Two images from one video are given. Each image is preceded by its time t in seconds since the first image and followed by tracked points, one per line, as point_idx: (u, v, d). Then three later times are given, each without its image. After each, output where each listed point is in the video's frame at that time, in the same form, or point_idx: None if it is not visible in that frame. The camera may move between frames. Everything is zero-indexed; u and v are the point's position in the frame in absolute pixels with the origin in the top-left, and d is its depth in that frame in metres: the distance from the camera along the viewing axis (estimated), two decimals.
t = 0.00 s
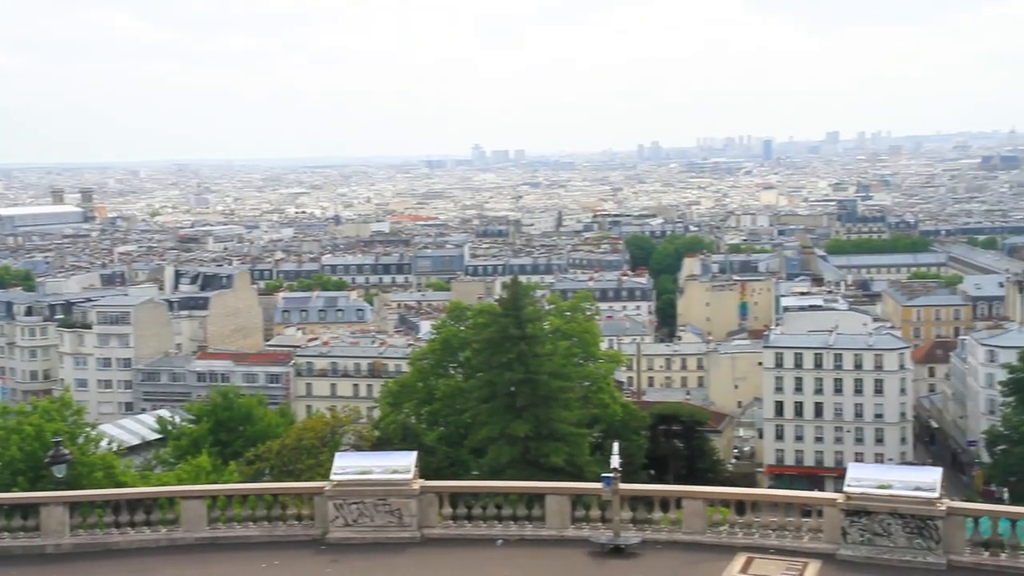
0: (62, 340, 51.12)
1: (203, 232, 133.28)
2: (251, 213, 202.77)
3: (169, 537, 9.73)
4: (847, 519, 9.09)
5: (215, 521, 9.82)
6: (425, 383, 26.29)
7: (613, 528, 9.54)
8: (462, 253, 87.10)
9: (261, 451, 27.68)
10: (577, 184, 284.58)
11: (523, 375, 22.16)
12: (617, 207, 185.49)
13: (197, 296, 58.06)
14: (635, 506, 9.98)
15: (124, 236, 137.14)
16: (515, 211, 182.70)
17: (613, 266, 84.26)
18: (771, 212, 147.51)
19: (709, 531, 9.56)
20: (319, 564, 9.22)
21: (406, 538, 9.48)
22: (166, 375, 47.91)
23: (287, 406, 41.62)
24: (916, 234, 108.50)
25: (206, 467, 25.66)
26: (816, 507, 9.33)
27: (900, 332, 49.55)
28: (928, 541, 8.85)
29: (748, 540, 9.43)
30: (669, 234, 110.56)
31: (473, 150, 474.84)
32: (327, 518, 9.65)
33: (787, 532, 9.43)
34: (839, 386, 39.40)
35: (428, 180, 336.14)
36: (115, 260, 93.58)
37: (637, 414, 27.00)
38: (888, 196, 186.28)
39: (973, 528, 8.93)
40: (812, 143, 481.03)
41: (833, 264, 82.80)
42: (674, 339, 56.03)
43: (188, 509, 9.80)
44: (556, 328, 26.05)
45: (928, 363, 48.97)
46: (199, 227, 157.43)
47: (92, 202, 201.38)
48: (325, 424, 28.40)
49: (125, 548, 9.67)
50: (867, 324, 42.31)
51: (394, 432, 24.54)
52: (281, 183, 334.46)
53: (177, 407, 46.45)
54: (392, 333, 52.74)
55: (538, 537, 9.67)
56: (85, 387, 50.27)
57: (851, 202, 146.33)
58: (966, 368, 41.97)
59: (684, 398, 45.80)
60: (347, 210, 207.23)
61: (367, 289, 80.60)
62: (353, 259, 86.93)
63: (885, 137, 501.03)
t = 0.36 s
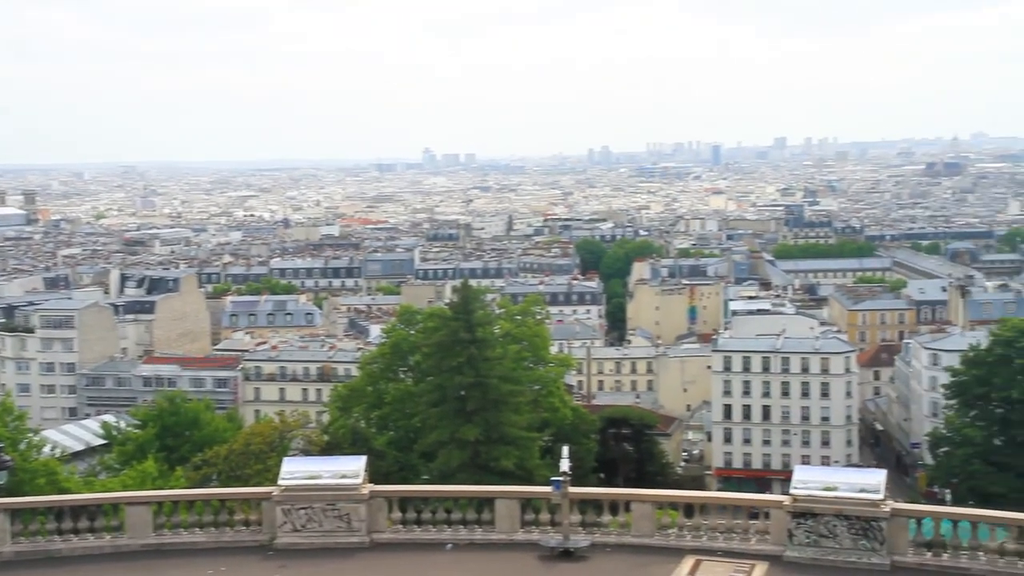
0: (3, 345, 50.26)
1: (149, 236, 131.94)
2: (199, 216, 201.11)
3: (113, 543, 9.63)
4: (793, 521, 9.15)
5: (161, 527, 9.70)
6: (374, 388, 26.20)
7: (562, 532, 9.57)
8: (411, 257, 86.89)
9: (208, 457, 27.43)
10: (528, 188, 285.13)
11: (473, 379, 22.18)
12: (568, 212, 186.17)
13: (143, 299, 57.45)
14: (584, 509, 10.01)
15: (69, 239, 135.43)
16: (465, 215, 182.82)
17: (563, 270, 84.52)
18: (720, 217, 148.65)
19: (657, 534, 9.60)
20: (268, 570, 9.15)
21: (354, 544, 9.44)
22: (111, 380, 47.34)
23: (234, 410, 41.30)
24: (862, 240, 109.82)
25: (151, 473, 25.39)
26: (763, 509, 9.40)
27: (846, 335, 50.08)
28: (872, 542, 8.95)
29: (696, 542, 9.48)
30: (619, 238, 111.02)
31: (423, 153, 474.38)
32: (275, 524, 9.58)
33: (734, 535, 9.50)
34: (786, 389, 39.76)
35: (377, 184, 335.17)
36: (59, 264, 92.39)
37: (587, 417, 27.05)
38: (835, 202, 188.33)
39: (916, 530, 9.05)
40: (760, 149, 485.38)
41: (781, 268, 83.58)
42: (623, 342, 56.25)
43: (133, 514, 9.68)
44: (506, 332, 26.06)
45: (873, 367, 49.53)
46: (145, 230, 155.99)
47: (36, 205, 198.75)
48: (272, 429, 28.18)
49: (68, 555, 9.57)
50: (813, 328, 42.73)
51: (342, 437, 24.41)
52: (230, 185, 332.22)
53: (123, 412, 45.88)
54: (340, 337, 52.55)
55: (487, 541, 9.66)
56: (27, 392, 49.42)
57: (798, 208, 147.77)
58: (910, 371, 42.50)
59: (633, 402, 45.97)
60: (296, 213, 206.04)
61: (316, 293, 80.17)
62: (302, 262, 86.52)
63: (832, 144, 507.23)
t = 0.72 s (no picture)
0: None
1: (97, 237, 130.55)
2: (148, 217, 199.25)
3: (60, 548, 9.51)
4: (745, 518, 9.21)
5: (110, 531, 9.61)
6: (327, 390, 26.05)
7: (516, 531, 9.56)
8: (363, 257, 86.60)
9: (158, 460, 27.16)
10: (480, 188, 285.23)
11: (427, 379, 22.10)
12: (520, 211, 186.51)
13: (91, 301, 56.81)
14: (539, 508, 10.03)
15: (14, 241, 133.64)
16: (417, 215, 182.53)
17: (516, 270, 84.58)
18: (672, 216, 149.48)
19: (611, 532, 9.63)
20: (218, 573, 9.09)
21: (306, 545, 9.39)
22: (59, 383, 46.73)
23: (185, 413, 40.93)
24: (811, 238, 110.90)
25: (100, 477, 25.09)
26: (715, 506, 9.45)
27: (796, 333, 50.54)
28: (823, 538, 9.03)
29: (649, 540, 9.52)
30: (571, 237, 111.28)
31: (375, 153, 473.20)
32: (227, 527, 9.51)
33: (686, 532, 9.54)
34: (737, 387, 40.04)
35: (328, 184, 333.68)
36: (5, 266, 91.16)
37: (540, 417, 27.09)
38: (786, 201, 190.02)
39: (866, 524, 9.17)
40: (711, 148, 488.53)
41: (732, 267, 84.18)
42: (576, 342, 56.42)
43: (80, 519, 9.57)
44: (459, 332, 26.03)
45: (823, 364, 50.03)
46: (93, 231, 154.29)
47: None
48: (224, 431, 27.95)
49: (15, 561, 9.44)
50: (764, 326, 43.04)
51: (294, 438, 24.27)
52: (179, 186, 329.57)
53: (71, 415, 45.31)
54: (292, 337, 52.32)
55: (442, 542, 9.64)
56: None
57: (749, 207, 148.89)
58: (859, 368, 42.95)
59: (587, 401, 46.07)
60: (247, 213, 204.61)
61: (267, 294, 79.69)
62: (253, 263, 85.96)
63: (782, 144, 511.72)
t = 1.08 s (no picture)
0: None
1: (45, 235, 128.92)
2: (97, 215, 197.02)
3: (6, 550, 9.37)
4: (696, 516, 9.25)
5: (57, 534, 9.49)
6: (279, 389, 25.87)
7: (469, 530, 9.55)
8: (316, 256, 86.15)
9: (108, 460, 26.87)
10: (434, 187, 284.86)
11: (381, 379, 22.00)
12: (474, 211, 186.35)
13: (39, 300, 56.11)
14: (492, 508, 10.04)
15: None
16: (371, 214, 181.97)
17: (470, 269, 84.48)
18: (626, 215, 149.94)
19: (563, 531, 9.64)
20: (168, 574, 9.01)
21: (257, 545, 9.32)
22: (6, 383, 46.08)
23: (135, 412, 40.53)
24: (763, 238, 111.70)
25: (48, 478, 24.78)
26: (667, 505, 9.49)
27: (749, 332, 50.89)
28: (773, 535, 9.10)
29: (602, 539, 9.54)
30: (525, 237, 111.35)
31: (328, 151, 471.25)
32: (177, 528, 9.43)
33: (639, 531, 9.57)
34: (690, 386, 40.25)
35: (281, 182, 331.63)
36: None
37: (494, 416, 27.09)
38: (738, 201, 191.28)
39: (816, 522, 9.25)
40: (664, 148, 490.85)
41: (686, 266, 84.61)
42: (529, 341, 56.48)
43: (28, 520, 9.44)
44: (413, 331, 25.96)
45: (775, 363, 50.41)
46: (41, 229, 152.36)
47: None
48: (174, 431, 27.70)
49: None
50: (717, 325, 43.28)
51: (246, 438, 24.11)
52: (130, 183, 326.62)
53: (18, 415, 44.69)
54: (244, 337, 51.95)
55: (395, 541, 9.60)
56: None
57: (701, 207, 149.69)
58: (810, 368, 43.31)
59: (540, 399, 46.10)
60: (198, 212, 202.91)
61: (219, 293, 79.08)
62: (205, 262, 85.26)
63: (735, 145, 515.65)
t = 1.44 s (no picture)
0: None
1: None
2: (43, 215, 194.59)
3: None
4: (648, 515, 9.28)
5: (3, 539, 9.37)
6: (229, 391, 25.68)
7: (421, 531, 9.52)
8: (266, 257, 85.63)
9: (54, 465, 26.55)
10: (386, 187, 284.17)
11: (332, 380, 21.89)
12: (426, 211, 186.03)
13: None
14: (443, 508, 10.01)
15: None
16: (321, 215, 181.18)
17: (421, 269, 84.31)
18: (577, 216, 150.19)
19: (516, 531, 9.63)
20: None
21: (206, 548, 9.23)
22: None
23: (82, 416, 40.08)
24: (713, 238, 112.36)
25: None
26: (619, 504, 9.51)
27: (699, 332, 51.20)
28: (724, 533, 9.13)
29: (554, 538, 9.54)
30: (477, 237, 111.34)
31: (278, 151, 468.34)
32: (125, 532, 9.32)
33: (591, 530, 9.58)
34: (642, 385, 40.44)
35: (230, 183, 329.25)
36: None
37: (447, 417, 27.04)
38: (688, 200, 192.32)
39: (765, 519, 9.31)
40: (615, 149, 492.62)
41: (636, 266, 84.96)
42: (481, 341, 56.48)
43: None
44: (365, 332, 25.85)
45: (725, 362, 50.76)
46: None
47: None
48: (123, 434, 27.42)
49: None
50: (668, 325, 43.49)
51: (196, 441, 23.90)
52: (75, 183, 323.20)
53: None
54: (194, 339, 51.52)
55: (347, 542, 9.55)
56: None
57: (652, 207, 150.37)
58: (760, 367, 43.68)
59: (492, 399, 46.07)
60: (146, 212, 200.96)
61: (167, 294, 78.33)
62: (153, 263, 84.46)
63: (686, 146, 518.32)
